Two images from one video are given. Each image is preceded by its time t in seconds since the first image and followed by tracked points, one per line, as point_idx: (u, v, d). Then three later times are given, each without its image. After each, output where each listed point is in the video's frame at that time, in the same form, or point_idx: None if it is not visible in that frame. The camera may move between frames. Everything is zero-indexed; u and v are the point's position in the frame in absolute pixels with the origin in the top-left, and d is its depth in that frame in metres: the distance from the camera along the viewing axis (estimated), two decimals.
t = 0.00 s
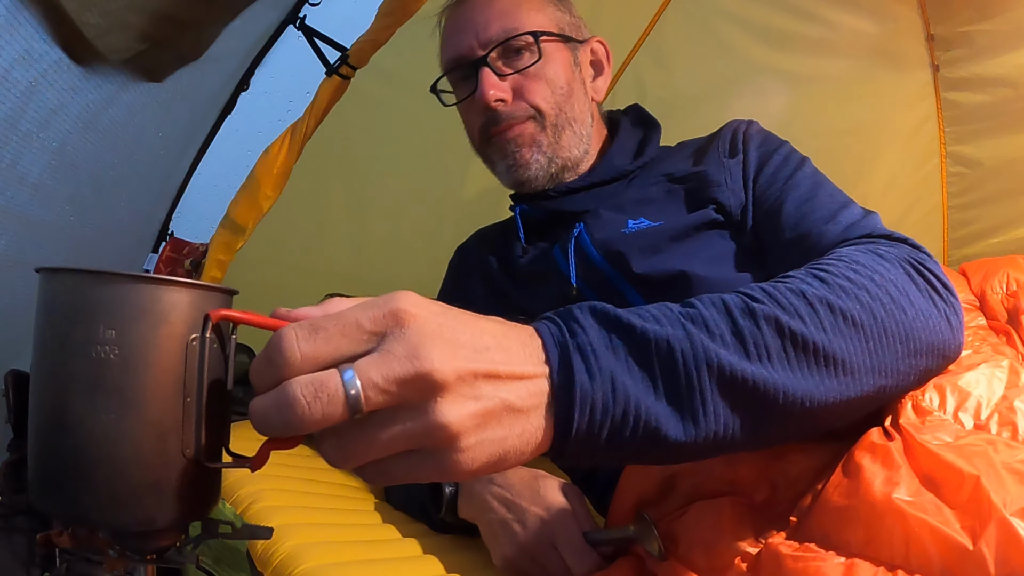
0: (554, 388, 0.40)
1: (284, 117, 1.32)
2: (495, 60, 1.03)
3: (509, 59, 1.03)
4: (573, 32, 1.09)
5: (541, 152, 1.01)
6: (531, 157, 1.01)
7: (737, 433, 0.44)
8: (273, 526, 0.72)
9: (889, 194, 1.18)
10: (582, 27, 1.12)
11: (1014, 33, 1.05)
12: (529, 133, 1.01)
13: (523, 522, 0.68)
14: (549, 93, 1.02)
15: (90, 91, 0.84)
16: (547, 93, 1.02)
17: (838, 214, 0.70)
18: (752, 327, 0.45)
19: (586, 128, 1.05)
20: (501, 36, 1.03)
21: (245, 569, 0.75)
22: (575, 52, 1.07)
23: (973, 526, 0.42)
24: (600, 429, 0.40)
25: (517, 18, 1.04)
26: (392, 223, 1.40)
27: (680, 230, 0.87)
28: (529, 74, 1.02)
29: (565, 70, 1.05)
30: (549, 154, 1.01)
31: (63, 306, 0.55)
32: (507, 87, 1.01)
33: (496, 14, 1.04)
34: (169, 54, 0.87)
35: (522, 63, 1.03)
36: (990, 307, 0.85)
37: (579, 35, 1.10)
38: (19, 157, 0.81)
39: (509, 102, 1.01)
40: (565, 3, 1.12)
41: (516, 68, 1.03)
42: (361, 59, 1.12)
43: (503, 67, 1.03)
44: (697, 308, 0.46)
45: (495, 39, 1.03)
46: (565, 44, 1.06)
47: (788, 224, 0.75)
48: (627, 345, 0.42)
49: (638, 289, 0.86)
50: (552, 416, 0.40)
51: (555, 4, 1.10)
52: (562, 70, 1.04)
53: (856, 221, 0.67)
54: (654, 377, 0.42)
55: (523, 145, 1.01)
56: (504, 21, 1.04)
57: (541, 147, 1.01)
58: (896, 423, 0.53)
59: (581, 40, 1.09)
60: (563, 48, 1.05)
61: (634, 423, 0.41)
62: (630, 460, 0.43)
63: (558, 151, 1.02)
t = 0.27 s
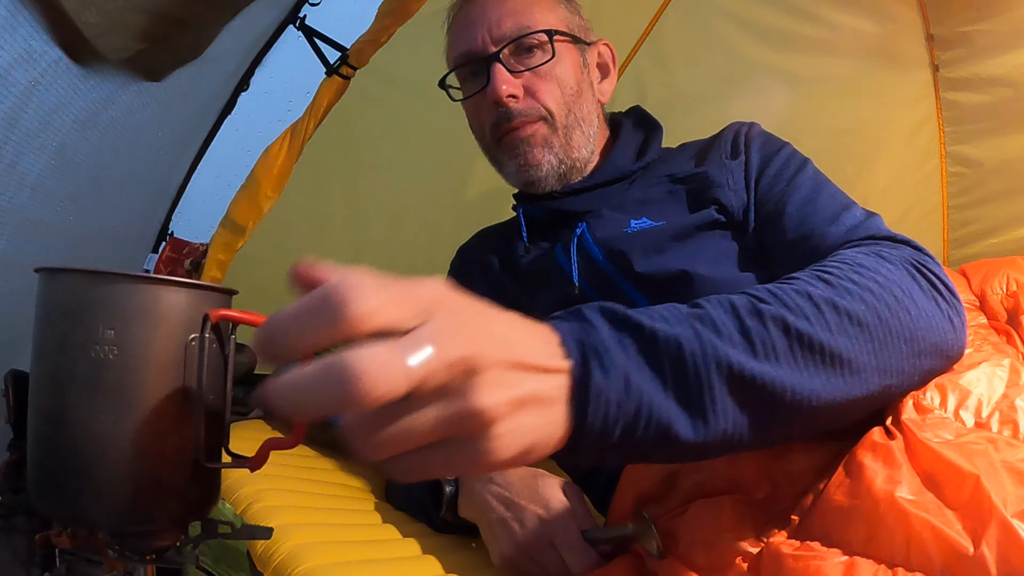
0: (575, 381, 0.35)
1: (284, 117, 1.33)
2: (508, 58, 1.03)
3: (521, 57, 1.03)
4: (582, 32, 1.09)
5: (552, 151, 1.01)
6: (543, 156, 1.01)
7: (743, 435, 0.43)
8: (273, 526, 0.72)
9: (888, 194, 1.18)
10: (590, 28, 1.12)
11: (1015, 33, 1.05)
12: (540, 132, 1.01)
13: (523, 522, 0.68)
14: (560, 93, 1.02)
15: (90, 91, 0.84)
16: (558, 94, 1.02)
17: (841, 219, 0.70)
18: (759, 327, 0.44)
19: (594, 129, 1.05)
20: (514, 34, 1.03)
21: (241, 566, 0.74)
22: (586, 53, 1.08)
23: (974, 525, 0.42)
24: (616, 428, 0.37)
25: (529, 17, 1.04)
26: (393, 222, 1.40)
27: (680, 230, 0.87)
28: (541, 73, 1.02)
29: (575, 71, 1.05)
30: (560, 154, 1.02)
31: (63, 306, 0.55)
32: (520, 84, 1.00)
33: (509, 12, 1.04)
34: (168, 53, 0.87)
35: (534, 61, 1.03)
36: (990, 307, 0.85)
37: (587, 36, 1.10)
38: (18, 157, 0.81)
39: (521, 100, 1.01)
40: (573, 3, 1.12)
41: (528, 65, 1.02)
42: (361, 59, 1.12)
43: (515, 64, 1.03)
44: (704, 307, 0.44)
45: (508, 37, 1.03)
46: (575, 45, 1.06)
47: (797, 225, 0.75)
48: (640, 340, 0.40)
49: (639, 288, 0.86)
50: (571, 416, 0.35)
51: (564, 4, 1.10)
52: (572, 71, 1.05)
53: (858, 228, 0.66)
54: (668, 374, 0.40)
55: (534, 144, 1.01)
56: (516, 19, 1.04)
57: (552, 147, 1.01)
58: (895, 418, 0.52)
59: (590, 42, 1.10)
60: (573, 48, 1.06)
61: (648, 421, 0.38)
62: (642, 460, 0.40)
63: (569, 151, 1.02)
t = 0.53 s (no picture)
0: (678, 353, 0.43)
1: (284, 117, 1.33)
2: (483, 76, 1.01)
3: (496, 73, 1.01)
4: (562, 36, 1.06)
5: (537, 168, 0.99)
6: (528, 174, 0.99)
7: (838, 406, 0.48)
8: (273, 526, 0.72)
9: (889, 193, 1.18)
10: (570, 29, 1.09)
11: (1013, 33, 1.04)
12: (523, 150, 0.99)
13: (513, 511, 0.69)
14: (538, 106, 1.00)
15: (90, 91, 0.84)
16: (537, 107, 1.00)
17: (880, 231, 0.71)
18: (842, 313, 0.50)
19: (581, 136, 1.02)
20: (488, 48, 1.01)
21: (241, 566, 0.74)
22: (564, 59, 1.04)
23: (978, 527, 0.42)
24: (731, 392, 0.44)
25: (504, 28, 1.01)
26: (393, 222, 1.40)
27: (686, 228, 0.87)
28: (517, 88, 0.99)
29: (555, 79, 1.02)
30: (545, 169, 0.99)
31: (63, 306, 0.55)
32: (495, 104, 0.99)
33: (483, 25, 1.01)
34: (168, 53, 0.87)
35: (510, 77, 1.00)
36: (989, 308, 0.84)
37: (568, 37, 1.07)
38: (19, 156, 0.81)
39: (499, 119, 0.99)
40: (552, 6, 1.09)
41: (505, 82, 1.00)
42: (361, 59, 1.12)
43: (490, 83, 1.00)
44: (794, 302, 0.51)
45: (482, 53, 1.01)
46: (553, 52, 1.03)
47: (835, 232, 0.75)
48: (744, 324, 0.47)
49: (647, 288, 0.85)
50: (686, 382, 0.43)
51: (543, 8, 1.07)
52: (551, 79, 1.02)
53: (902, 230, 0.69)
54: (770, 351, 0.47)
55: (518, 163, 0.99)
56: (491, 31, 1.01)
57: (537, 164, 0.99)
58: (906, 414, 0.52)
59: (571, 44, 1.06)
60: (551, 56, 1.03)
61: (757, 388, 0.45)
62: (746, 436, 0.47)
63: (553, 164, 1.00)
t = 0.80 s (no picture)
0: (694, 388, 0.54)
1: (284, 117, 1.33)
2: (465, 93, 1.00)
3: (479, 85, 1.00)
4: (544, 40, 1.05)
5: (526, 176, 0.99)
6: (516, 182, 0.99)
7: (863, 416, 0.54)
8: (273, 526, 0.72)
9: (889, 192, 1.19)
10: (555, 31, 1.07)
11: (1013, 34, 1.05)
12: (511, 159, 0.99)
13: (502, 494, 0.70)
14: (523, 116, 0.99)
15: (91, 91, 0.84)
16: (522, 117, 0.99)
17: (901, 246, 0.74)
18: (851, 333, 0.57)
19: (570, 140, 1.02)
20: (468, 66, 1.01)
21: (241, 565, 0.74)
22: (547, 64, 1.03)
23: (982, 523, 0.42)
24: (750, 411, 0.52)
25: (483, 42, 1.00)
26: (394, 222, 1.41)
27: (689, 228, 0.87)
28: (500, 100, 0.99)
29: (538, 85, 1.01)
30: (533, 176, 0.99)
31: (63, 306, 0.55)
32: (479, 118, 0.98)
33: (461, 42, 1.01)
34: (169, 54, 0.87)
35: (492, 88, 1.00)
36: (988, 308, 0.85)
37: (552, 41, 1.05)
38: (19, 157, 0.81)
39: (486, 132, 0.99)
40: (533, 9, 1.07)
41: (488, 94, 1.00)
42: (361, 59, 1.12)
43: (473, 96, 1.00)
44: (808, 329, 0.59)
45: (462, 70, 1.01)
46: (536, 58, 1.02)
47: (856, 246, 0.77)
48: (759, 354, 0.56)
49: (649, 289, 0.84)
50: (708, 409, 0.53)
51: (524, 14, 1.05)
52: (536, 85, 1.01)
53: (919, 246, 0.73)
54: (786, 373, 0.54)
55: (508, 171, 0.99)
56: (470, 47, 1.01)
57: (526, 172, 0.99)
58: (910, 421, 0.53)
59: (556, 48, 1.05)
60: (533, 63, 1.01)
61: (779, 407, 0.53)
62: (778, 451, 0.54)
63: (543, 170, 0.99)
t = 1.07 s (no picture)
0: (706, 367, 0.52)
1: (284, 117, 1.33)
2: (470, 91, 1.00)
3: (483, 84, 1.00)
4: (549, 41, 1.05)
5: (528, 174, 0.99)
6: (518, 180, 0.99)
7: (860, 412, 0.54)
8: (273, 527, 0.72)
9: (888, 193, 1.19)
10: (559, 32, 1.07)
11: (1013, 34, 1.05)
12: (514, 157, 0.99)
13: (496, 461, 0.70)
14: (527, 115, 0.99)
15: (90, 91, 0.84)
16: (526, 116, 0.99)
17: (901, 250, 0.74)
18: (854, 328, 0.56)
19: (573, 140, 1.02)
20: (474, 65, 1.00)
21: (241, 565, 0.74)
22: (551, 66, 1.03)
23: (983, 526, 0.43)
24: (754, 400, 0.52)
25: (488, 42, 1.00)
26: (394, 222, 1.41)
27: (690, 228, 0.87)
28: (504, 99, 0.99)
29: (543, 87, 1.01)
30: (536, 174, 0.99)
31: (63, 306, 0.55)
32: (483, 117, 0.99)
33: (467, 41, 1.01)
34: (168, 53, 0.87)
35: (497, 88, 1.00)
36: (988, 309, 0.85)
37: (556, 41, 1.05)
38: (19, 156, 0.81)
39: (489, 131, 0.99)
40: (538, 9, 1.07)
41: (492, 95, 1.00)
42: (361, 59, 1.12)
43: (478, 96, 1.00)
44: (811, 321, 0.58)
45: (468, 69, 1.00)
46: (541, 59, 1.02)
47: (855, 249, 0.77)
48: (765, 342, 0.55)
49: (649, 288, 0.84)
50: (715, 392, 0.52)
51: (529, 15, 1.05)
52: (540, 85, 1.01)
53: (920, 250, 0.73)
54: (789, 363, 0.54)
55: (509, 170, 0.99)
56: (475, 46, 1.01)
57: (528, 171, 0.99)
58: (909, 423, 0.53)
59: (559, 48, 1.05)
60: (539, 64, 1.02)
61: (782, 398, 0.52)
62: (776, 438, 0.53)
63: (545, 169, 1.00)
